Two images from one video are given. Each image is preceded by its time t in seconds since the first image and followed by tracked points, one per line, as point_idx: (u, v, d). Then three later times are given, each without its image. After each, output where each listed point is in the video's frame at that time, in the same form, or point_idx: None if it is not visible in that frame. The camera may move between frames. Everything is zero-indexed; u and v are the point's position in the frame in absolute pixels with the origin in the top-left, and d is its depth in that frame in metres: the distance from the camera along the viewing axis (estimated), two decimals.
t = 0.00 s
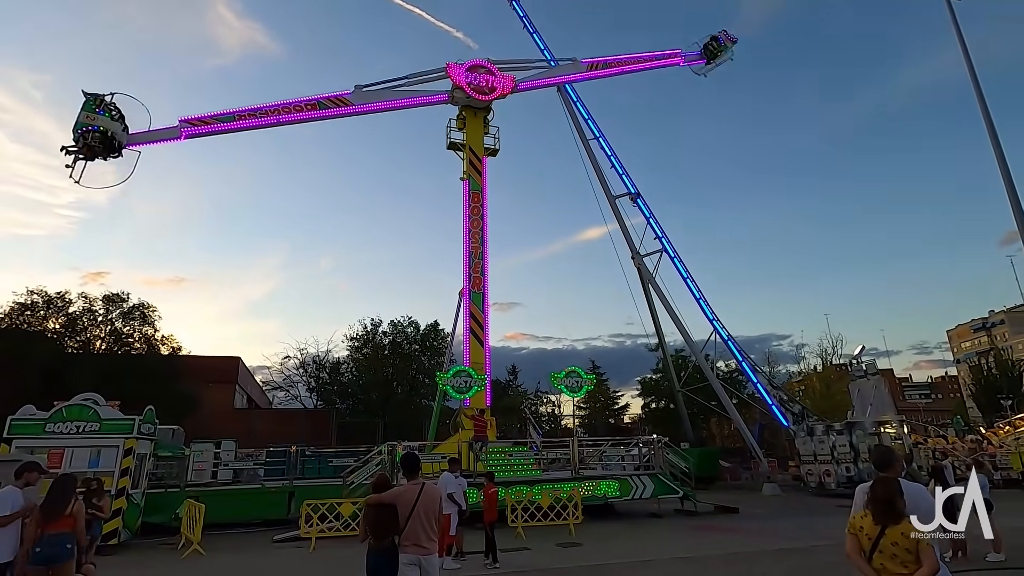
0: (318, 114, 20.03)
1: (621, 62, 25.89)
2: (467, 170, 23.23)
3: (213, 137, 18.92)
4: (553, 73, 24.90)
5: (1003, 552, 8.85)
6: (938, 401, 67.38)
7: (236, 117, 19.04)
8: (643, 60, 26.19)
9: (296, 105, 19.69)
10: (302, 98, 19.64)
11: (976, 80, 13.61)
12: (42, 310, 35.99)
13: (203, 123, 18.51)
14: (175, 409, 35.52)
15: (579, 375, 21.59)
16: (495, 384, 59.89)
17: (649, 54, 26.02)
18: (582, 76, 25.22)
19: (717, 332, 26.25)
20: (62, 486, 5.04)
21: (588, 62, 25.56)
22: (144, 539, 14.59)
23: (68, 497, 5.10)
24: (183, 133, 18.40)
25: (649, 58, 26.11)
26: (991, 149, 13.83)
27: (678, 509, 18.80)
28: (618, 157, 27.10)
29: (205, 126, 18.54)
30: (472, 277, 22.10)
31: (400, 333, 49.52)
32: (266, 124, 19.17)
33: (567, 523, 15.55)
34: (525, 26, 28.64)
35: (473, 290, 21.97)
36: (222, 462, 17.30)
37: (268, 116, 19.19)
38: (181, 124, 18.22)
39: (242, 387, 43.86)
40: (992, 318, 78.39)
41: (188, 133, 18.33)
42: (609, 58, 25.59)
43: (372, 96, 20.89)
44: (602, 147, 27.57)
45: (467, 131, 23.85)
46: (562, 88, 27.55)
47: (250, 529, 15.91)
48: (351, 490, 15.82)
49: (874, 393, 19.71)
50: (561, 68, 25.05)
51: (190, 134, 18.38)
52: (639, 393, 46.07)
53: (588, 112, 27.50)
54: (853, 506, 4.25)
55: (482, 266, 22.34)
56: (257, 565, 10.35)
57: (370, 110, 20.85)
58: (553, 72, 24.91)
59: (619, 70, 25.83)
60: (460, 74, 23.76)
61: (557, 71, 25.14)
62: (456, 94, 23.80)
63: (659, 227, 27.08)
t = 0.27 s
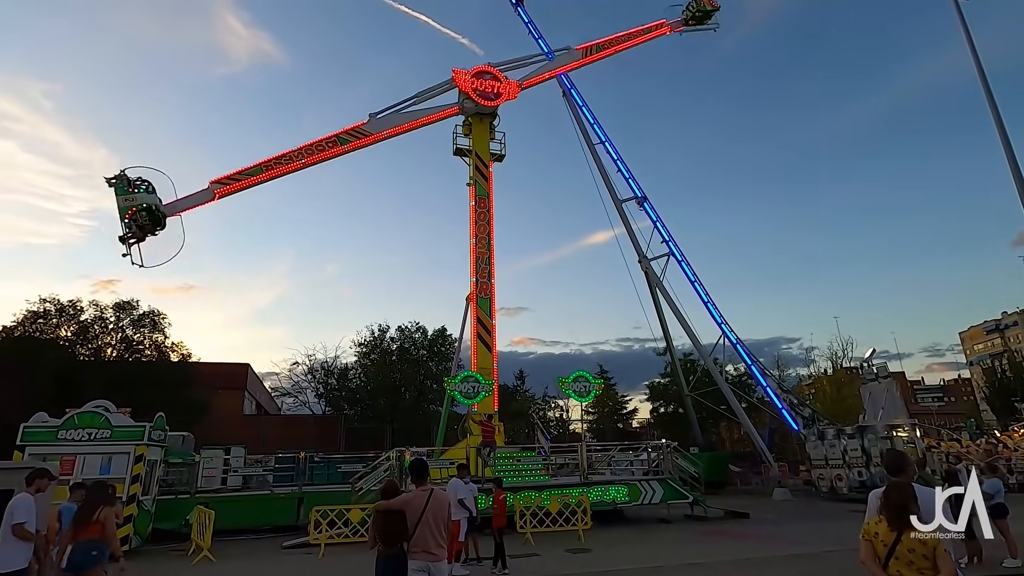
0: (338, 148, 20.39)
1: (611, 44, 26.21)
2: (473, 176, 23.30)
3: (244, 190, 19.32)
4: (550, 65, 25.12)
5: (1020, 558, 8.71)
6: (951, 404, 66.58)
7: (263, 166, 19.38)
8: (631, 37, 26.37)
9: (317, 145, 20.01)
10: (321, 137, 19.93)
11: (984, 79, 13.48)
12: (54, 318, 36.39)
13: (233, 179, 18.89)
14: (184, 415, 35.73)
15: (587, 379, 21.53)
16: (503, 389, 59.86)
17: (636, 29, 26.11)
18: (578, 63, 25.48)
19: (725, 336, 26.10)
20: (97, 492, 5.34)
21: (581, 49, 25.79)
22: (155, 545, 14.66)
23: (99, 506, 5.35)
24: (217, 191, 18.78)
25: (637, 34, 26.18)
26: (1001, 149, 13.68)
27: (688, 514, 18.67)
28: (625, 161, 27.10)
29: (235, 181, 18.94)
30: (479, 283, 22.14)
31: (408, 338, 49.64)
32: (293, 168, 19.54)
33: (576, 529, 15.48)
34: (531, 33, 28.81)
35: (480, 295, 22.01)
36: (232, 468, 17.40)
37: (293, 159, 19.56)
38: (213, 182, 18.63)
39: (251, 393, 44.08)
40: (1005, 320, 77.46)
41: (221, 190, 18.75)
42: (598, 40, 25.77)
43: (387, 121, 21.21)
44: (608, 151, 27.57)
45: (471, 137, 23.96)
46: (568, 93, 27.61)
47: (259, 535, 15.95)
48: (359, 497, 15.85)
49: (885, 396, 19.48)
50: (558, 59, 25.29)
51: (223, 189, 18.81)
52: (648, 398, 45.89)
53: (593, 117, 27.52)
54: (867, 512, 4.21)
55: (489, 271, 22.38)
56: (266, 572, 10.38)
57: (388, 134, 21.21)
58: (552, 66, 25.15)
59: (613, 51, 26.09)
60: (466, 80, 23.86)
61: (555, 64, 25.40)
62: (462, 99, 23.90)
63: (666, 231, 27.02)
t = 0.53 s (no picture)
0: (361, 180, 21.18)
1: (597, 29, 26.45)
2: (477, 183, 23.38)
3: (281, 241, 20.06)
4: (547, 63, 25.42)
5: None
6: (959, 410, 65.98)
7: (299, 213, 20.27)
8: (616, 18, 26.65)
9: (341, 183, 20.71)
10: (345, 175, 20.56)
11: (988, 83, 13.40)
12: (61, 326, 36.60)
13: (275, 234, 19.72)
14: (189, 423, 35.78)
15: (591, 387, 21.46)
16: (507, 395, 59.77)
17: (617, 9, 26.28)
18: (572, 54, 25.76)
19: (730, 342, 25.99)
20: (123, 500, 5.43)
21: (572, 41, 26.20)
22: (159, 553, 14.66)
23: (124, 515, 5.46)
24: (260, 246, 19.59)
25: (621, 14, 26.42)
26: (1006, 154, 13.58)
27: (694, 522, 18.53)
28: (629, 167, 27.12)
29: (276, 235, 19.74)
30: (483, 290, 22.15)
31: (412, 345, 49.69)
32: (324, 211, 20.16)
33: (582, 537, 15.37)
34: (534, 40, 28.99)
35: (485, 302, 22.02)
36: (237, 475, 17.42)
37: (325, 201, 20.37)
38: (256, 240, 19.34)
39: (255, 400, 44.18)
40: (1013, 326, 76.89)
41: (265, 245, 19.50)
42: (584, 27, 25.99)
43: (403, 145, 21.94)
44: (612, 157, 27.60)
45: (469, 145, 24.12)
46: (571, 100, 27.68)
47: (264, 543, 15.94)
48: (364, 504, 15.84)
49: (893, 403, 19.29)
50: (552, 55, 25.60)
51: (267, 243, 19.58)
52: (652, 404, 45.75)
53: (597, 123, 27.59)
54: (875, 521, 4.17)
55: (494, 278, 22.39)
56: None
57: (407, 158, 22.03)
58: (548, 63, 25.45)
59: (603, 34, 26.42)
60: (470, 88, 24.02)
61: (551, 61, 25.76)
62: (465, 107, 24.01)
63: (670, 237, 26.99)
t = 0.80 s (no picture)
0: (387, 215, 21.68)
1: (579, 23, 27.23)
2: (480, 194, 23.47)
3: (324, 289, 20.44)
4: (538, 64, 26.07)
5: None
6: (968, 420, 65.28)
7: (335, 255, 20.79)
8: (594, 11, 27.58)
9: (370, 222, 21.11)
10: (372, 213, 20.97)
11: (991, 91, 13.38)
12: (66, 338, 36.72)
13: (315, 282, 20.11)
14: (192, 435, 35.70)
15: (595, 397, 21.35)
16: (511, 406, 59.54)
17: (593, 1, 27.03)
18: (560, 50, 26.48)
19: (735, 352, 25.87)
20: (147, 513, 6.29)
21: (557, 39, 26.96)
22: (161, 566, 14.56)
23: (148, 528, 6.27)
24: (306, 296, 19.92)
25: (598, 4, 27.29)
26: (1010, 162, 13.53)
27: (700, 534, 18.33)
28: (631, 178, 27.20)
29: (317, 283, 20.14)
30: (486, 300, 22.14)
31: (415, 356, 49.68)
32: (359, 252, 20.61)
33: (586, 550, 15.20)
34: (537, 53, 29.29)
35: (488, 312, 22.00)
36: (240, 488, 17.37)
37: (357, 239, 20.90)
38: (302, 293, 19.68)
39: (259, 412, 44.14)
40: (1020, 334, 76.33)
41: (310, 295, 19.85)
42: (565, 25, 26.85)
43: (421, 172, 22.51)
44: (614, 168, 27.68)
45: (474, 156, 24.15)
46: (574, 111, 27.84)
47: (266, 556, 15.83)
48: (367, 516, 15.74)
49: (900, 412, 19.13)
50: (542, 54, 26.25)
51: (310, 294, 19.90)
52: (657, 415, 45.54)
53: (599, 134, 27.74)
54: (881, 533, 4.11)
55: (497, 288, 22.39)
56: None
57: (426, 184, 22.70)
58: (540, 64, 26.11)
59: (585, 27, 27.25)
60: (472, 100, 24.18)
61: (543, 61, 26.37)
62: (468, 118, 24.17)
63: (673, 246, 26.98)
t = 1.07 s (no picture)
0: (418, 245, 21.93)
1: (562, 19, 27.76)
2: (484, 206, 23.55)
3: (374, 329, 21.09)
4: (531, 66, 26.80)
5: None
6: (980, 431, 64.39)
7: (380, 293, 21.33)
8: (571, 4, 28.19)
9: (404, 258, 21.37)
10: (407, 248, 21.19)
11: (994, 99, 13.37)
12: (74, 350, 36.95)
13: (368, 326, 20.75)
14: (198, 447, 35.71)
15: (601, 409, 21.24)
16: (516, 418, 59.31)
17: None
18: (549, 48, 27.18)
19: (741, 362, 25.72)
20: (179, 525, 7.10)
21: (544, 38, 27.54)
22: None
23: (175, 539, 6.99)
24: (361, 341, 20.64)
25: None
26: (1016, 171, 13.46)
27: (708, 547, 18.10)
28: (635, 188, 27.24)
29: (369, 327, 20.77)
30: (491, 311, 22.13)
31: (420, 368, 49.64)
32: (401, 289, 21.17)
33: (593, 563, 15.02)
34: (541, 66, 29.56)
35: (493, 323, 21.99)
36: (244, 501, 17.31)
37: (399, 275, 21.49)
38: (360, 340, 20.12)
39: (264, 424, 44.12)
40: None
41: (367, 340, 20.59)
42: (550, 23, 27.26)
43: (443, 199, 22.71)
44: (618, 178, 27.74)
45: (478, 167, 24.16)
46: (578, 122, 27.98)
47: (270, 569, 15.75)
48: (372, 530, 15.67)
49: (909, 423, 18.93)
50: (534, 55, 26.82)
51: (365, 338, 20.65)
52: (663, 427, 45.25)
53: (603, 145, 27.87)
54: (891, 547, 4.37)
55: (501, 299, 22.38)
56: None
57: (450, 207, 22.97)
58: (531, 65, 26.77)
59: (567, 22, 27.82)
60: (476, 112, 24.33)
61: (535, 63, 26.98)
62: (472, 130, 24.32)
63: (678, 257, 26.95)
